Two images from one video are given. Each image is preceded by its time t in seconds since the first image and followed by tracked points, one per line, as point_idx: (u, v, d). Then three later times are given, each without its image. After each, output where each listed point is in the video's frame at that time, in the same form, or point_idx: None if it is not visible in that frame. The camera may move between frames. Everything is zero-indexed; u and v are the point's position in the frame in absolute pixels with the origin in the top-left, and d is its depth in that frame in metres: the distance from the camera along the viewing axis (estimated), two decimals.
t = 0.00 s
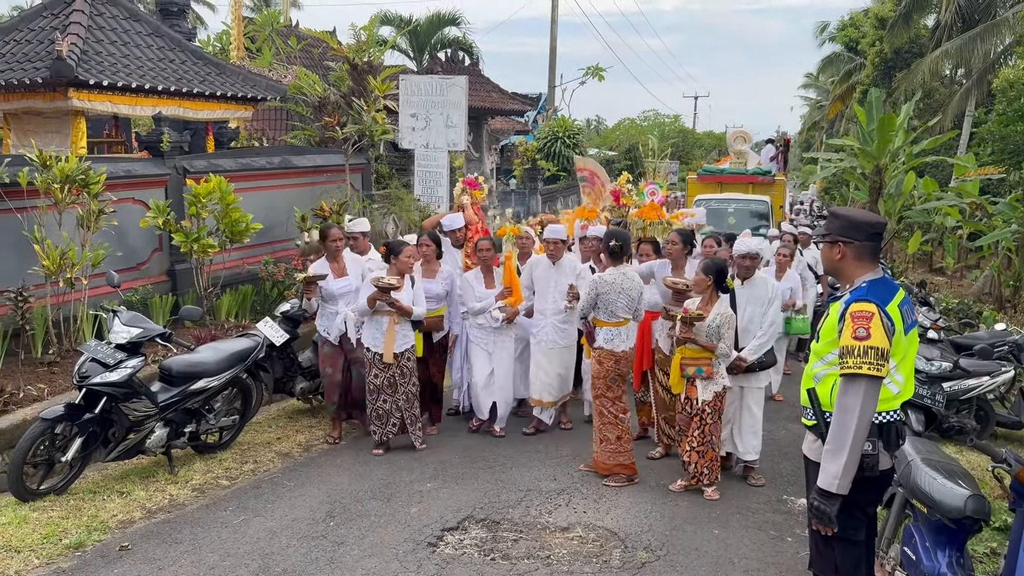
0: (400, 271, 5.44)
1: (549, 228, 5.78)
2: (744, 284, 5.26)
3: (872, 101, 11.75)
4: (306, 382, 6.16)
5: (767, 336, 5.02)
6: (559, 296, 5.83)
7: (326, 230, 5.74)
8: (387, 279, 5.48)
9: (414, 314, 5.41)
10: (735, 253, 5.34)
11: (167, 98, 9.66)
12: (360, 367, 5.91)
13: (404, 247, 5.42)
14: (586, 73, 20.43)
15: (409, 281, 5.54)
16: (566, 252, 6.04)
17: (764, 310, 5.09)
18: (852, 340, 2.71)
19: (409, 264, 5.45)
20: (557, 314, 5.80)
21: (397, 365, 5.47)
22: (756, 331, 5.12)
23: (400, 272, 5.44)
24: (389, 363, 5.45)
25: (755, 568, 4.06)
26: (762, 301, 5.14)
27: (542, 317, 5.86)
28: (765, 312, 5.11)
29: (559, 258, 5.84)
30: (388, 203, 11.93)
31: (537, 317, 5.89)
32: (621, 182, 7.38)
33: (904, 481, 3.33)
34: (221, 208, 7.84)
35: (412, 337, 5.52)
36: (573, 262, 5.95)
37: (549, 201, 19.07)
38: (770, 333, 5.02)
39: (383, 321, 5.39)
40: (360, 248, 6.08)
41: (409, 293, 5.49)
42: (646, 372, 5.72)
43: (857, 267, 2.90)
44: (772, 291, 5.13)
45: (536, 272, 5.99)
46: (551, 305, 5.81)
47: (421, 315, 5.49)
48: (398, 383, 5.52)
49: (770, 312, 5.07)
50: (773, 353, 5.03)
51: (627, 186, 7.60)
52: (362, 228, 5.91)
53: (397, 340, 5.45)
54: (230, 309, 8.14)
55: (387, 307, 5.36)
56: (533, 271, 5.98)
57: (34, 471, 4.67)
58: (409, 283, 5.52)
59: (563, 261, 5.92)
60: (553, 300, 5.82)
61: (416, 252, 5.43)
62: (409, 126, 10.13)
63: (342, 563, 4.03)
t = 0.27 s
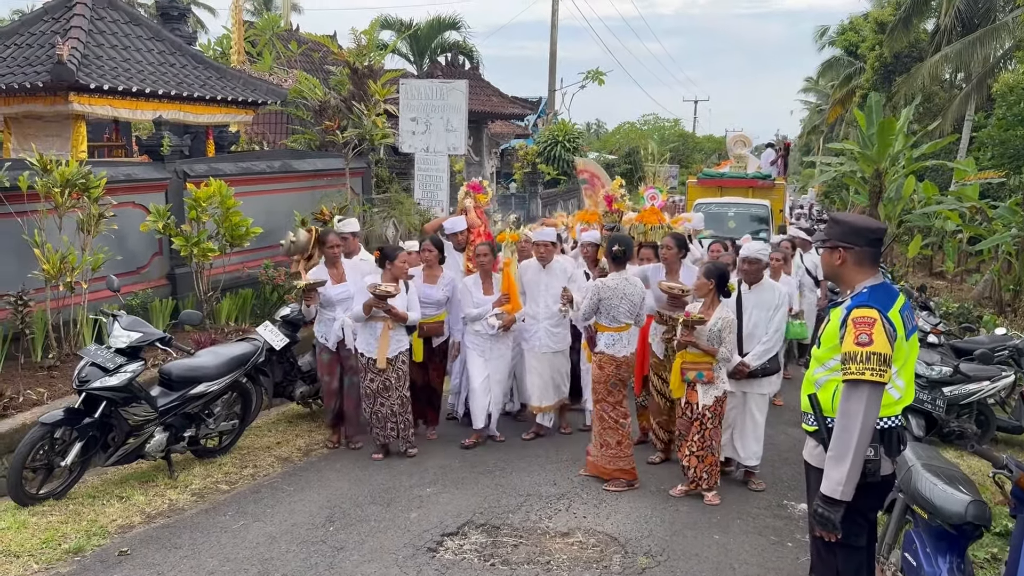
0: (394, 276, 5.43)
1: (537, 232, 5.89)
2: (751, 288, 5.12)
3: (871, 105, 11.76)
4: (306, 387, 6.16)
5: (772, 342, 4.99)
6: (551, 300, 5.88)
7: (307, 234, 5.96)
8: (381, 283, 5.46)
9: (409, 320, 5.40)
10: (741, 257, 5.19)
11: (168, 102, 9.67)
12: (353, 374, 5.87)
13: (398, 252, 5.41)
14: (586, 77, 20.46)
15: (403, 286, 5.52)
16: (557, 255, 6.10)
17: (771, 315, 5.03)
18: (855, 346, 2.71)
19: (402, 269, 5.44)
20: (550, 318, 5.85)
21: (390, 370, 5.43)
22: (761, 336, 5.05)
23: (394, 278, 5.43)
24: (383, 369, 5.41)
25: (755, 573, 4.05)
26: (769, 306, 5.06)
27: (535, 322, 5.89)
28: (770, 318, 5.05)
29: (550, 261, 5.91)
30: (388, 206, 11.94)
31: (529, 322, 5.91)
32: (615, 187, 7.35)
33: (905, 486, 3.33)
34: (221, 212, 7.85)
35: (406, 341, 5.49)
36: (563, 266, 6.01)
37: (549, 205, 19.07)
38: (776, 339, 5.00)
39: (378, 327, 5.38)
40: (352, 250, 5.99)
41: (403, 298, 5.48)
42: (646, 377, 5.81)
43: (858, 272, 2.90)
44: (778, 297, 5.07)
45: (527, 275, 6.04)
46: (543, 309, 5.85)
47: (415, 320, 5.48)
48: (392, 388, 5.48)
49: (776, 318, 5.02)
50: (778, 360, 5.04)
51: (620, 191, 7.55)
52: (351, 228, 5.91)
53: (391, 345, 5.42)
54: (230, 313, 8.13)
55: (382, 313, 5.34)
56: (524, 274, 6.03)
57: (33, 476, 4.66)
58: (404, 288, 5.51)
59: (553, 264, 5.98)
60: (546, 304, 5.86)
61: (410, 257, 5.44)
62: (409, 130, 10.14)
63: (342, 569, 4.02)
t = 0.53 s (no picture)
0: (389, 282, 5.42)
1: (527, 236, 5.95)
2: (751, 294, 5.10)
3: (869, 111, 11.79)
4: (303, 392, 6.14)
5: (772, 348, 4.99)
6: (542, 304, 5.91)
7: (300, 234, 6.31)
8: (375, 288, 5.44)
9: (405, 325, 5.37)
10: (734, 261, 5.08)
11: (165, 107, 9.67)
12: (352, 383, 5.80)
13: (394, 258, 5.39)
14: (584, 83, 20.49)
15: (399, 292, 5.50)
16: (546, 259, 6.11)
17: (769, 322, 5.03)
18: (854, 352, 2.71)
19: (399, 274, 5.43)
20: (541, 322, 5.88)
21: (385, 377, 5.38)
22: (760, 343, 5.05)
23: (389, 284, 5.42)
24: (379, 375, 5.37)
25: None
26: (768, 313, 5.05)
27: (526, 326, 5.91)
28: (769, 325, 5.04)
29: (540, 264, 5.95)
30: (386, 211, 11.94)
31: (520, 327, 5.92)
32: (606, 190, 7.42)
33: (903, 492, 3.32)
34: (219, 217, 7.83)
35: (404, 348, 5.45)
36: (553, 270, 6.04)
37: (547, 210, 19.08)
38: (775, 346, 4.99)
39: (374, 333, 5.32)
40: (346, 255, 6.00)
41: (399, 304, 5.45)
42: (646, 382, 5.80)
43: (855, 278, 2.91)
44: (778, 304, 5.05)
45: (517, 280, 6.02)
46: (534, 313, 5.88)
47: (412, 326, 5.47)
48: (387, 395, 5.42)
49: (776, 324, 5.01)
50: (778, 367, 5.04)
51: (612, 194, 7.64)
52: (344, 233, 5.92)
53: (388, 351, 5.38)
54: (227, 318, 8.11)
55: (377, 320, 5.29)
56: (513, 279, 6.01)
57: (29, 482, 4.64)
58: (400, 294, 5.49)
59: (543, 268, 6.02)
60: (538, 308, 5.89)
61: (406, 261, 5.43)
62: (407, 135, 10.15)
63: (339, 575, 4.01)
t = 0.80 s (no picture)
0: (387, 286, 5.39)
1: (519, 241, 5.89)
2: (737, 301, 5.12)
3: (864, 117, 11.82)
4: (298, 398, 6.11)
5: (761, 353, 4.97)
6: (534, 311, 5.90)
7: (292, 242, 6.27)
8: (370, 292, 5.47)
9: (404, 329, 5.35)
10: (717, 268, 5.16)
11: (161, 112, 9.66)
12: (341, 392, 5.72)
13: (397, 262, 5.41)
14: (581, 89, 20.52)
15: (396, 297, 5.49)
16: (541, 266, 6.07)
17: (757, 328, 5.01)
18: (849, 358, 2.71)
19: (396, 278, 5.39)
20: (534, 329, 5.86)
21: (385, 383, 5.37)
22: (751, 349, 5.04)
23: (387, 287, 5.39)
24: (376, 382, 5.36)
25: None
26: (756, 317, 5.05)
27: (520, 334, 5.91)
28: (757, 331, 5.03)
29: (532, 271, 5.92)
30: (383, 217, 11.94)
31: (514, 333, 5.92)
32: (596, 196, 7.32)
33: (898, 499, 3.32)
34: (214, 222, 7.82)
35: (402, 354, 5.43)
36: (546, 275, 5.99)
37: (544, 216, 19.09)
38: (765, 351, 4.98)
39: (371, 338, 5.33)
40: (342, 264, 5.81)
41: (396, 308, 5.45)
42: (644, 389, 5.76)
43: (849, 284, 2.91)
44: (765, 308, 5.03)
45: (509, 286, 6.02)
46: (527, 319, 5.86)
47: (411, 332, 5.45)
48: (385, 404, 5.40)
49: (764, 329, 4.99)
50: (768, 372, 5.03)
51: (601, 201, 7.53)
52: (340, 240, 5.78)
53: (386, 357, 5.37)
54: (223, 323, 8.10)
55: (374, 323, 5.30)
56: (507, 285, 6.01)
57: (22, 488, 4.61)
58: (396, 300, 5.48)
59: (537, 273, 5.99)
60: (530, 313, 5.87)
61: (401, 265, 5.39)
62: (403, 140, 10.15)
63: None
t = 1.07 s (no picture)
0: (383, 289, 5.41)
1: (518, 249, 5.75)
2: (726, 306, 5.11)
3: (858, 124, 11.88)
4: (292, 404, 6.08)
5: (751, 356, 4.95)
6: (531, 319, 5.82)
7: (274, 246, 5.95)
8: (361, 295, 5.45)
9: (399, 334, 5.33)
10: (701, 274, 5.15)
11: (156, 117, 9.64)
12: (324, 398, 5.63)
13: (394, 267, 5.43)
14: (576, 95, 20.57)
15: (393, 302, 5.47)
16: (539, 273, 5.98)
17: (746, 333, 5.01)
18: (842, 363, 2.71)
19: (390, 284, 5.43)
20: (530, 337, 5.77)
21: (380, 389, 5.31)
22: (741, 353, 5.02)
23: (383, 291, 5.42)
24: (372, 387, 5.30)
25: None
26: (745, 322, 5.05)
27: (515, 341, 5.83)
28: (746, 335, 5.03)
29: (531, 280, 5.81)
30: (378, 222, 11.94)
31: (509, 341, 5.86)
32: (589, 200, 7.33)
33: (892, 505, 3.32)
34: (208, 227, 7.81)
35: (397, 360, 5.40)
36: (545, 286, 5.89)
37: (539, 222, 19.10)
38: (755, 356, 4.96)
39: (367, 342, 5.30)
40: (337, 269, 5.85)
41: (391, 314, 5.41)
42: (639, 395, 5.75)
43: (843, 289, 2.91)
44: (754, 313, 5.05)
45: (507, 294, 5.92)
46: (523, 328, 5.79)
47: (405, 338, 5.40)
48: (377, 410, 5.35)
49: (753, 334, 4.99)
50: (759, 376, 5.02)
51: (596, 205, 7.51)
52: (336, 244, 5.74)
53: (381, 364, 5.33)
54: (217, 329, 8.08)
55: (369, 328, 5.28)
56: (505, 293, 5.91)
57: (13, 494, 4.59)
58: (393, 305, 5.45)
59: (536, 282, 5.89)
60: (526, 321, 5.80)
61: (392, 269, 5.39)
62: (398, 146, 10.15)
63: None
